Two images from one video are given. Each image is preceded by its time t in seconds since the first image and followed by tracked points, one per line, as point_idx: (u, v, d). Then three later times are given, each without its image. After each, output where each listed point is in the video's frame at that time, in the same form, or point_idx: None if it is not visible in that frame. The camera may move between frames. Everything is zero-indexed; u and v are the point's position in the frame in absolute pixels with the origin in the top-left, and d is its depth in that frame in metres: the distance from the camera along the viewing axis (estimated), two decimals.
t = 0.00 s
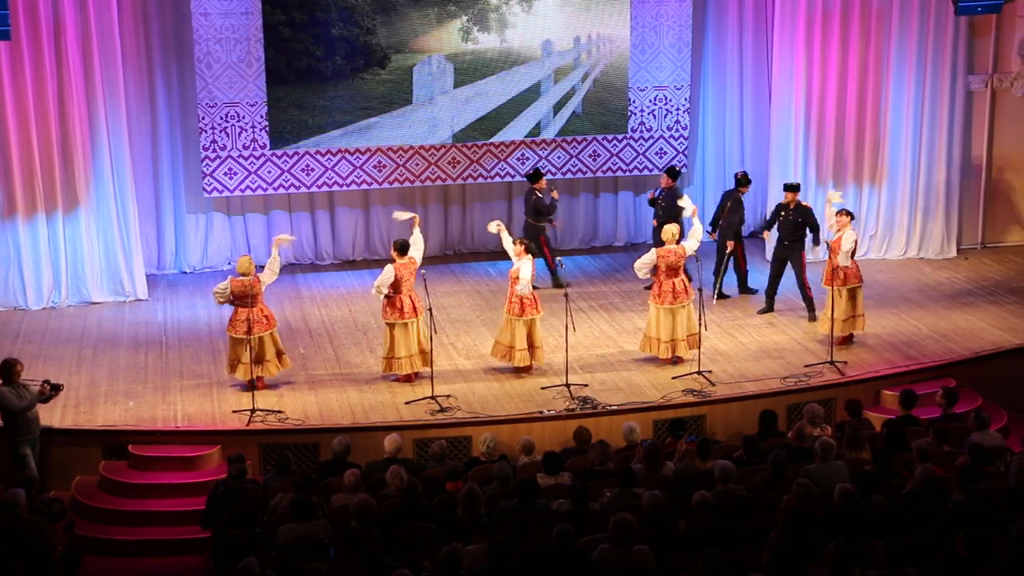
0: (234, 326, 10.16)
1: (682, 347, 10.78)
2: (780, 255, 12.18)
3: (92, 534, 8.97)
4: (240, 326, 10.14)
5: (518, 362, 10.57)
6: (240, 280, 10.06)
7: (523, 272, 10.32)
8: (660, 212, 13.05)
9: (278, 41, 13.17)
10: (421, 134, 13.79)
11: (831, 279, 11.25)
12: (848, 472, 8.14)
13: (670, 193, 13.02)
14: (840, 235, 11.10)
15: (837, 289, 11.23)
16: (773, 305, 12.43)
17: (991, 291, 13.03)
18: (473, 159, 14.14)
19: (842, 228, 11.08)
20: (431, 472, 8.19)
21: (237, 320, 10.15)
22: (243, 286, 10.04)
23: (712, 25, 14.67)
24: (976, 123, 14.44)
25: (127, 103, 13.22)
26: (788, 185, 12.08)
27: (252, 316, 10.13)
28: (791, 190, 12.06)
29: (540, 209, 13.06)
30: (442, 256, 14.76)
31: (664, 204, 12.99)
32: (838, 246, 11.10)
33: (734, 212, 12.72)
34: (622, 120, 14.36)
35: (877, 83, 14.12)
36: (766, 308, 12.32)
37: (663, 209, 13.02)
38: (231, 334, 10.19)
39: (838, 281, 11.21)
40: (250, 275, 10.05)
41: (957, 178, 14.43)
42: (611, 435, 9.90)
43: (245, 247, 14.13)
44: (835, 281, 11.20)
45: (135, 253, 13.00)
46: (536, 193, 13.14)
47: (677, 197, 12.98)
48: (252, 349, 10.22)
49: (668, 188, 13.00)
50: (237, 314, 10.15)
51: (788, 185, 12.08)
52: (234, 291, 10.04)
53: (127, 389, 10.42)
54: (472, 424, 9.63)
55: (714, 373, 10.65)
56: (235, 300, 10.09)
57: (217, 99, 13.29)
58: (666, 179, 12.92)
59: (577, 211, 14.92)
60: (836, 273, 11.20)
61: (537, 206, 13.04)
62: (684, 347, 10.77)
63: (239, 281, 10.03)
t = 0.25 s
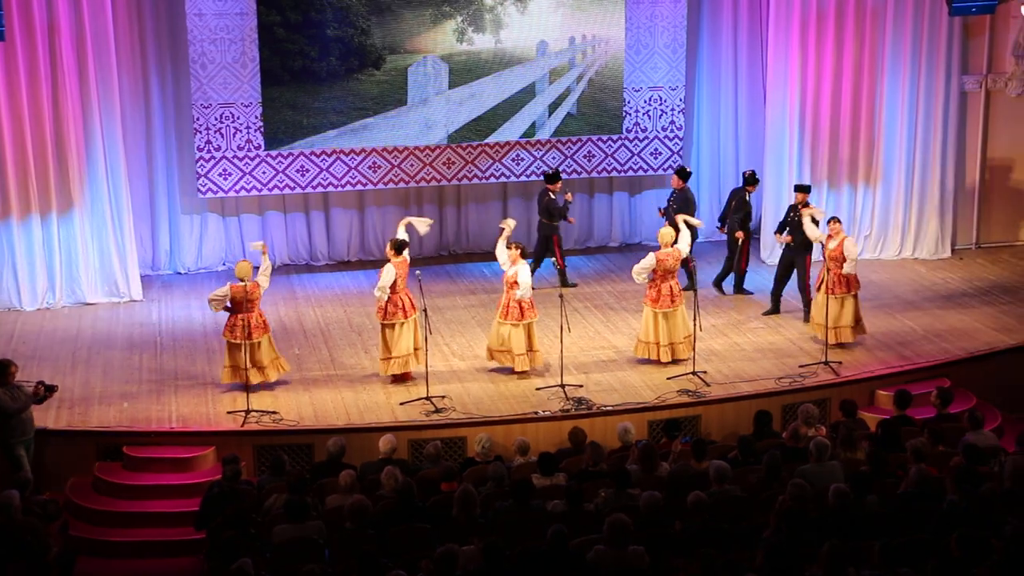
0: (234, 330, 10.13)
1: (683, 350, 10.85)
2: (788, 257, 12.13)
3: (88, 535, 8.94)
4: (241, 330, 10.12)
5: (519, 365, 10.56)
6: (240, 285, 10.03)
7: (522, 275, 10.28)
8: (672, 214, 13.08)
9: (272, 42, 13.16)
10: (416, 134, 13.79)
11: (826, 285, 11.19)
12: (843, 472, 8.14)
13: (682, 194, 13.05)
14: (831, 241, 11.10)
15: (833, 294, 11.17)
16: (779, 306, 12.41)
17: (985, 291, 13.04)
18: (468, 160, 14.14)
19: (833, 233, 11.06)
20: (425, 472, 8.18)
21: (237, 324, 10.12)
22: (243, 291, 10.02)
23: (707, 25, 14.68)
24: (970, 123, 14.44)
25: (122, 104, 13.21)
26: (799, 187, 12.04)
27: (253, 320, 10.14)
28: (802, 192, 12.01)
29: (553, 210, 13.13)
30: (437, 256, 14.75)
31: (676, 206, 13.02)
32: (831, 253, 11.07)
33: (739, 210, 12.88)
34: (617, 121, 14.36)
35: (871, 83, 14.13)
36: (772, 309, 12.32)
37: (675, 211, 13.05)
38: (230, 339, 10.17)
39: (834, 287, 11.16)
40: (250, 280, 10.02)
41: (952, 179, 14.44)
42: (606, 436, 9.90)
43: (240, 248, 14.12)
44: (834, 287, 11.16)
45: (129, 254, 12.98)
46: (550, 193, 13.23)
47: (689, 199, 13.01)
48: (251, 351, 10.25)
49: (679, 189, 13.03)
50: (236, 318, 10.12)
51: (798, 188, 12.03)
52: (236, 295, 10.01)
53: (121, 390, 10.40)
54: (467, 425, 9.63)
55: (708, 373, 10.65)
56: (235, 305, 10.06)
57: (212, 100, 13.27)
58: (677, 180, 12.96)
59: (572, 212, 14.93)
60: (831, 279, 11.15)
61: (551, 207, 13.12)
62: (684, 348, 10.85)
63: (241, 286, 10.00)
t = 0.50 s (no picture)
0: (230, 328, 10.09)
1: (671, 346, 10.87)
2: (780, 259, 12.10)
3: (74, 538, 8.92)
4: (240, 325, 10.11)
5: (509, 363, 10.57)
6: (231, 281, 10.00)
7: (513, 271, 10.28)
8: (673, 214, 13.13)
9: (259, 43, 13.14)
10: (403, 135, 13.77)
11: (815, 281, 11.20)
12: (831, 472, 8.16)
13: (682, 194, 13.11)
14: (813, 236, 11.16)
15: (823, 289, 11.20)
16: (771, 307, 12.44)
17: (971, 292, 13.09)
18: (455, 162, 14.14)
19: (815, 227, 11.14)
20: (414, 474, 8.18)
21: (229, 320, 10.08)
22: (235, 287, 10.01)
23: (694, 27, 14.70)
24: (956, 124, 14.49)
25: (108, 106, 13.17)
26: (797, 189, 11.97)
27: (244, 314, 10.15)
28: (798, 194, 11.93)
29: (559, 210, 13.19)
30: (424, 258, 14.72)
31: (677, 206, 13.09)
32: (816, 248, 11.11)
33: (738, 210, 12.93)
34: (604, 122, 14.36)
35: (857, 85, 14.18)
36: (767, 309, 12.32)
37: (675, 212, 13.12)
38: (227, 336, 10.11)
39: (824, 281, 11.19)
40: (240, 275, 10.02)
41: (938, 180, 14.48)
42: (594, 436, 9.90)
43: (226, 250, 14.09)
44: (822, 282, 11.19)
45: (115, 256, 12.95)
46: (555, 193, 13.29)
47: (689, 199, 13.08)
48: (246, 346, 10.26)
49: (679, 190, 13.09)
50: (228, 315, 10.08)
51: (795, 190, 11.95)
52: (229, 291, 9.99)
53: (108, 392, 10.37)
54: (455, 426, 9.62)
55: (696, 374, 10.67)
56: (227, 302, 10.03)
57: (199, 101, 13.25)
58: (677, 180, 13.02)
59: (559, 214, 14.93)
60: (819, 275, 11.16)
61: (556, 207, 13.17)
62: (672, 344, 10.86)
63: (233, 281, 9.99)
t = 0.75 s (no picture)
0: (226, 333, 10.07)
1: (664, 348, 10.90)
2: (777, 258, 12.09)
3: (67, 540, 8.91)
4: (235, 330, 10.10)
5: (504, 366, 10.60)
6: (226, 288, 9.93)
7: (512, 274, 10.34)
8: (677, 214, 13.20)
9: (252, 44, 13.13)
10: (396, 136, 13.76)
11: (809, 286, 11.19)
12: (823, 472, 8.17)
13: (687, 195, 13.19)
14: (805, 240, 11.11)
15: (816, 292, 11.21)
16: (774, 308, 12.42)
17: (964, 292, 13.11)
18: (448, 163, 14.18)
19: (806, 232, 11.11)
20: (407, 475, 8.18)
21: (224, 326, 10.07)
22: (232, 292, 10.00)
23: (687, 29, 14.71)
24: (949, 125, 14.51)
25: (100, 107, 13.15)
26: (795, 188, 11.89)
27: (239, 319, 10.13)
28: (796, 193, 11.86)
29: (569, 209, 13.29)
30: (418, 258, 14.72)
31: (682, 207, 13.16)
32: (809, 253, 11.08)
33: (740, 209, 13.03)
34: (598, 123, 14.36)
35: (850, 86, 14.20)
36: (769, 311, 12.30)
37: (680, 212, 13.19)
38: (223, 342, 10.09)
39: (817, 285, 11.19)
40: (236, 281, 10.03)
41: (930, 180, 14.51)
42: (588, 437, 9.91)
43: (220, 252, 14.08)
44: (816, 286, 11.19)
45: (108, 257, 12.93)
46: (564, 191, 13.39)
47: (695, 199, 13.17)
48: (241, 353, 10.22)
49: (684, 190, 13.18)
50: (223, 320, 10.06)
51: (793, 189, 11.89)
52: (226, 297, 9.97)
53: (101, 394, 10.36)
54: (448, 428, 9.62)
55: (690, 375, 10.68)
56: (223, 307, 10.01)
57: (191, 103, 13.24)
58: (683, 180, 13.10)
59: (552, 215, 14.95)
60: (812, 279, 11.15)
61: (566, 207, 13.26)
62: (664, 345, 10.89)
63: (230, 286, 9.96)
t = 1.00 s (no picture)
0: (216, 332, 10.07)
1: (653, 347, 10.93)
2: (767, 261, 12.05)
3: (59, 543, 8.89)
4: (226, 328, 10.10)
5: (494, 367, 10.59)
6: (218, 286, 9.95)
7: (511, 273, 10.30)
8: (679, 215, 13.25)
9: (243, 46, 13.11)
10: (388, 138, 13.77)
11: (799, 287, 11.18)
12: (815, 474, 8.18)
13: (689, 195, 13.25)
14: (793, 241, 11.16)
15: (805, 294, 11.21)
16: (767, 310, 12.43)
17: (954, 294, 13.13)
18: (440, 165, 14.14)
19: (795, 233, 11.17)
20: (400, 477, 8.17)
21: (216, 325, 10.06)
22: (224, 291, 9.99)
23: (678, 31, 14.75)
24: (939, 127, 14.53)
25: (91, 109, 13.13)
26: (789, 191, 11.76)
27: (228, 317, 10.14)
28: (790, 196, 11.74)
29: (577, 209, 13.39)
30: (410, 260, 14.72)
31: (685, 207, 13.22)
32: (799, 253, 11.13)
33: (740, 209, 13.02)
34: (589, 125, 14.36)
35: (840, 88, 14.24)
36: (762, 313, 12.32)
37: (683, 212, 13.23)
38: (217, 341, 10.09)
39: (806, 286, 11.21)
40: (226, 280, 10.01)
41: (921, 182, 14.54)
42: (580, 439, 9.91)
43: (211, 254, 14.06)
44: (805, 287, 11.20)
45: (99, 259, 12.91)
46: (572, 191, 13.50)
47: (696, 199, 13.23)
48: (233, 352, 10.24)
49: (686, 191, 13.24)
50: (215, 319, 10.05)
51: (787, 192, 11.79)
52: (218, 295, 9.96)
53: (92, 397, 10.34)
54: (440, 430, 9.62)
55: (682, 377, 10.68)
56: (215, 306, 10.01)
57: (182, 105, 13.21)
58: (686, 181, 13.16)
59: (544, 217, 14.96)
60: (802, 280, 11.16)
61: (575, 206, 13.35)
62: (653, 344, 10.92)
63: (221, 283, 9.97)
